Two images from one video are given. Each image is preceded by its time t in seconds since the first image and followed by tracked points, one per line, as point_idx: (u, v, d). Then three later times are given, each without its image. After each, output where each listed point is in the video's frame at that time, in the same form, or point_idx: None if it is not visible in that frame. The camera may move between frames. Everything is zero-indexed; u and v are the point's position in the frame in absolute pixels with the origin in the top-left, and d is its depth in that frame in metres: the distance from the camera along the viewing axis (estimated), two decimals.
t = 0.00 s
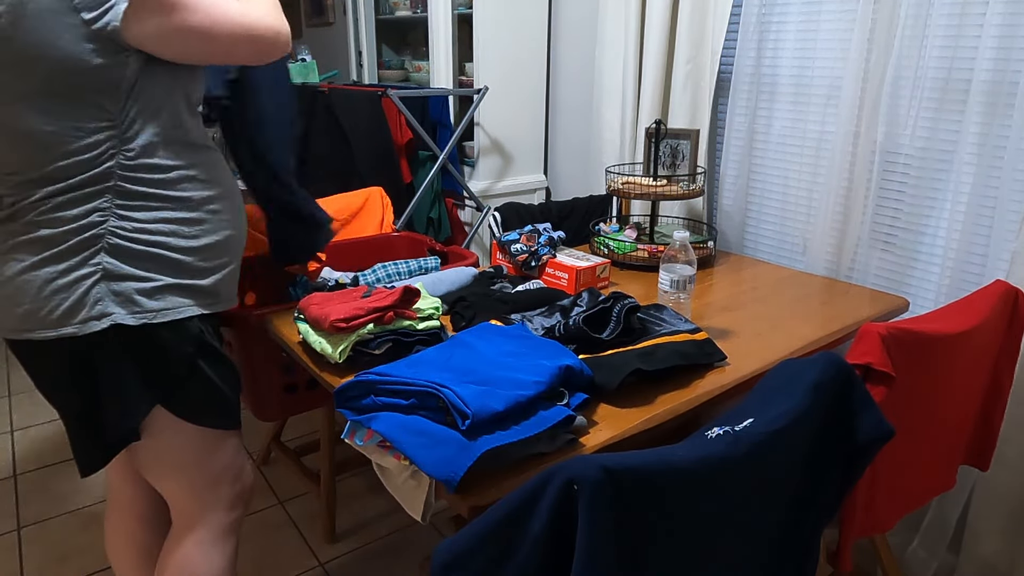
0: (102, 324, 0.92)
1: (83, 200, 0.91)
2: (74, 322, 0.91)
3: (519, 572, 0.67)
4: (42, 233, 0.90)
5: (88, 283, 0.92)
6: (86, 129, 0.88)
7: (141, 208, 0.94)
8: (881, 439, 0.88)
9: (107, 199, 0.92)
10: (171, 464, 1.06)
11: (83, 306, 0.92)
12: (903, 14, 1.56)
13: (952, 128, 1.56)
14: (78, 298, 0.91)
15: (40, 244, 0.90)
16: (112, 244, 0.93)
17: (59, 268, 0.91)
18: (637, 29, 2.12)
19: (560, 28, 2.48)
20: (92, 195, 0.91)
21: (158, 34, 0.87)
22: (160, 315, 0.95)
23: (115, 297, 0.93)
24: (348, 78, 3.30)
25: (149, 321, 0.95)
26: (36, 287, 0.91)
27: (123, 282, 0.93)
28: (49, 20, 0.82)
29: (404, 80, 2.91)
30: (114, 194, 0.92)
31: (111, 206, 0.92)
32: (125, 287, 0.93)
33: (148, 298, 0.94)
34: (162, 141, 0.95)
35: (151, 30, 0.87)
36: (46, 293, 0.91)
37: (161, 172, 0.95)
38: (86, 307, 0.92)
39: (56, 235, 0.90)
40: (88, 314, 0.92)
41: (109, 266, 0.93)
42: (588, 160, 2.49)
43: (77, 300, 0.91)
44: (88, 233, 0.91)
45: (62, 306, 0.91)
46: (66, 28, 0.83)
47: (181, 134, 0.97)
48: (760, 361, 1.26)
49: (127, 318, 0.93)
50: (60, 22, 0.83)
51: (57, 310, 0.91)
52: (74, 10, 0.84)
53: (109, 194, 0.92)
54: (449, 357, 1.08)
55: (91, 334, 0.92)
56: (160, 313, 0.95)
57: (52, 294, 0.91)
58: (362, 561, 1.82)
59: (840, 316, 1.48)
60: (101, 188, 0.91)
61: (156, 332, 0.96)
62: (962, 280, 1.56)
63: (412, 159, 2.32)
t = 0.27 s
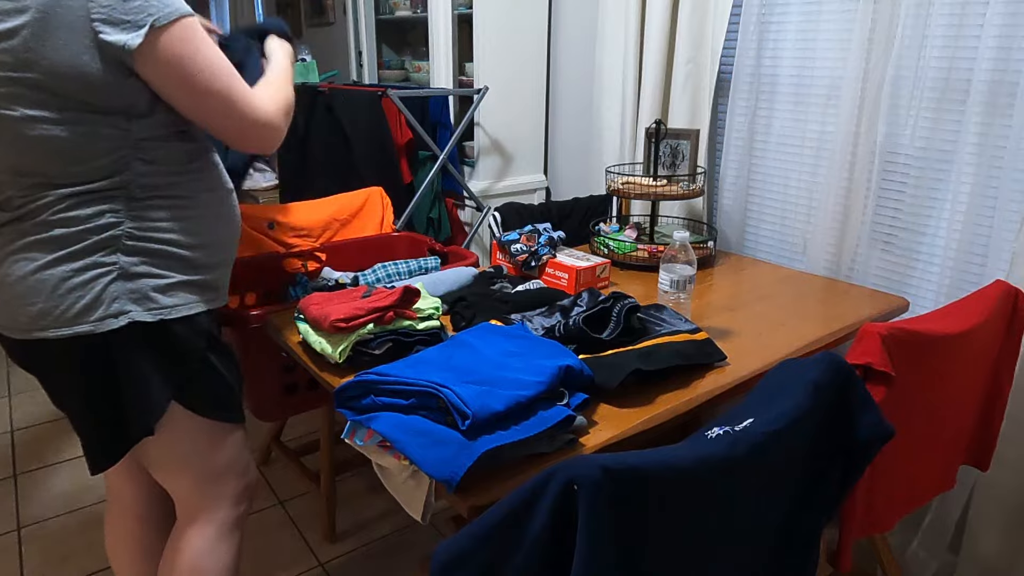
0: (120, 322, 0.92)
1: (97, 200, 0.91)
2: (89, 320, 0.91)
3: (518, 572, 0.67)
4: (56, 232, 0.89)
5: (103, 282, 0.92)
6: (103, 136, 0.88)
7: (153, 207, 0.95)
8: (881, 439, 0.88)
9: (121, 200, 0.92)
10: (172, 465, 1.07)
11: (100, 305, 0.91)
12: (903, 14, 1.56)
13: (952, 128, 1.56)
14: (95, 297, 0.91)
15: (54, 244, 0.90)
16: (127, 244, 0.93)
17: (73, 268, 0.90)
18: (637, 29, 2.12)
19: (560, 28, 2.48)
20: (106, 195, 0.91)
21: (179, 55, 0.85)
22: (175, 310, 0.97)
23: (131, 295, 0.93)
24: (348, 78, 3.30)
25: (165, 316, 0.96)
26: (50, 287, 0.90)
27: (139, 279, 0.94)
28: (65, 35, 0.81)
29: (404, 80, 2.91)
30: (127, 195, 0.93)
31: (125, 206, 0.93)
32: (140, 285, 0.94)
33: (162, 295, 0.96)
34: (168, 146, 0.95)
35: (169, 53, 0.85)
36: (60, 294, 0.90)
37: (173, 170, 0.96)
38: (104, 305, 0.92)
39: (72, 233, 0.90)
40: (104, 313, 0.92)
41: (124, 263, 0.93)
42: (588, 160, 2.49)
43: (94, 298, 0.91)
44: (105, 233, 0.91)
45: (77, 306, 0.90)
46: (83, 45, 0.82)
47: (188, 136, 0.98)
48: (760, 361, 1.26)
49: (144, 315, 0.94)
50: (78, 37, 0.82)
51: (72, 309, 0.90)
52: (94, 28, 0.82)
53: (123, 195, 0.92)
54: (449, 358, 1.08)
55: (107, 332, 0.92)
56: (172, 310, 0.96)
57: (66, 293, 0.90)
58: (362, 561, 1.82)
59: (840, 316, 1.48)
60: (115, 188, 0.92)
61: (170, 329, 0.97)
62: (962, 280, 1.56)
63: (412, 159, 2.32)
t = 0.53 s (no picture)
0: (117, 325, 0.93)
1: (96, 203, 0.91)
2: (89, 324, 0.91)
3: (518, 572, 0.67)
4: (54, 235, 0.90)
5: (102, 285, 0.92)
6: (102, 135, 0.88)
7: (153, 209, 0.94)
8: (881, 439, 0.88)
9: (120, 203, 0.92)
10: (172, 467, 1.07)
11: (99, 308, 0.92)
12: (903, 13, 1.56)
13: (951, 128, 1.56)
14: (93, 300, 0.91)
15: (54, 247, 0.90)
16: (126, 247, 0.93)
17: (72, 271, 0.90)
18: (637, 29, 2.13)
19: (560, 28, 2.48)
20: (104, 199, 0.91)
21: (169, 45, 0.85)
22: (174, 313, 0.96)
23: (130, 298, 0.93)
24: (348, 78, 3.30)
25: (164, 319, 0.95)
26: (49, 290, 0.90)
27: (138, 282, 0.94)
28: (59, 30, 0.81)
29: (404, 80, 2.91)
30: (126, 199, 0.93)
31: (124, 209, 0.93)
32: (140, 288, 0.94)
33: (161, 298, 0.95)
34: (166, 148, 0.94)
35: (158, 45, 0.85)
36: (60, 296, 0.90)
37: (172, 173, 0.96)
38: (103, 308, 0.92)
39: (70, 237, 0.90)
40: (104, 316, 0.92)
41: (122, 266, 0.93)
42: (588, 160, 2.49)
43: (92, 301, 0.91)
44: (103, 236, 0.91)
45: (76, 309, 0.91)
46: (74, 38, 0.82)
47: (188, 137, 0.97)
48: (760, 361, 1.26)
49: (143, 318, 0.94)
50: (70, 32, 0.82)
51: (70, 312, 0.91)
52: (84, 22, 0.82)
53: (121, 199, 0.92)
54: (449, 358, 1.08)
55: (107, 335, 0.93)
56: (172, 313, 0.96)
57: (65, 296, 0.90)
58: (362, 561, 1.82)
59: (840, 317, 1.48)
60: (114, 191, 0.92)
61: (169, 332, 0.96)
62: (962, 280, 1.56)
63: (412, 159, 2.32)
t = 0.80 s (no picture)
0: (137, 321, 0.93)
1: (113, 200, 0.91)
2: (107, 320, 0.91)
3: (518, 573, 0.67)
4: (71, 232, 0.89)
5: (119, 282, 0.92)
6: (114, 131, 0.89)
7: (167, 208, 0.96)
8: (881, 439, 0.88)
9: (137, 201, 0.93)
10: (175, 467, 1.07)
11: (117, 305, 0.92)
12: (903, 13, 1.56)
13: (952, 128, 1.56)
14: (112, 297, 0.91)
15: (70, 244, 0.89)
16: (143, 245, 0.94)
17: (89, 269, 0.90)
18: (637, 29, 2.13)
19: (560, 28, 2.48)
20: (122, 197, 0.91)
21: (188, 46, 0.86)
22: (188, 310, 0.98)
23: (147, 295, 0.94)
24: (348, 78, 3.30)
25: (179, 316, 0.97)
26: (64, 288, 0.90)
27: (154, 279, 0.95)
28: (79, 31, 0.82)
29: (404, 80, 2.91)
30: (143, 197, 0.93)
31: (141, 207, 0.93)
32: (156, 285, 0.95)
33: (177, 294, 0.96)
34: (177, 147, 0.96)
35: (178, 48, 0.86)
36: (77, 294, 0.90)
37: (184, 172, 0.97)
38: (121, 305, 0.92)
39: (90, 233, 0.90)
40: (122, 313, 0.92)
41: (140, 263, 0.93)
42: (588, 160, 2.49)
43: (110, 299, 0.91)
44: (121, 234, 0.92)
45: (94, 307, 0.90)
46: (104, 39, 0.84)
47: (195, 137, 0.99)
48: (760, 361, 1.26)
49: (160, 314, 0.95)
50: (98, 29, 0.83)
51: (89, 309, 0.90)
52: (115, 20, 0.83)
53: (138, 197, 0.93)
54: (449, 358, 1.08)
55: (125, 332, 0.93)
56: (187, 309, 0.97)
57: (82, 293, 0.90)
58: (361, 561, 1.82)
59: (840, 316, 1.48)
60: (131, 189, 0.92)
61: (184, 328, 0.98)
62: (962, 280, 1.56)
63: (412, 159, 2.32)
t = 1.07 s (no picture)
0: (134, 321, 0.94)
1: (110, 199, 0.92)
2: (104, 321, 0.92)
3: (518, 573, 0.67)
4: (66, 232, 0.90)
5: (116, 282, 0.93)
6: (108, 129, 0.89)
7: (163, 207, 0.97)
8: (881, 439, 0.88)
9: (133, 199, 0.94)
10: (170, 470, 1.07)
11: (113, 306, 0.92)
12: (903, 13, 1.56)
13: (952, 128, 1.56)
14: (108, 296, 0.92)
15: (66, 245, 0.90)
16: (140, 243, 0.95)
17: (86, 268, 0.91)
18: (637, 29, 2.13)
19: (560, 28, 2.48)
20: (118, 194, 0.93)
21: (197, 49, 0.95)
22: (185, 310, 0.99)
23: (143, 295, 0.95)
24: (348, 78, 3.30)
25: (178, 315, 0.98)
26: (59, 290, 0.90)
27: (151, 278, 0.96)
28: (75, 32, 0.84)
29: (404, 80, 2.91)
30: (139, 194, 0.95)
31: (136, 205, 0.95)
32: (153, 284, 0.95)
33: (173, 293, 0.97)
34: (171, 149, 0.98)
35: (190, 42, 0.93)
36: (72, 295, 0.90)
37: (177, 172, 0.99)
38: (118, 305, 0.93)
39: (86, 233, 0.90)
40: (118, 313, 0.93)
41: (136, 262, 0.94)
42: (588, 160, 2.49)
43: (107, 299, 0.92)
44: (116, 233, 0.93)
45: (90, 307, 0.91)
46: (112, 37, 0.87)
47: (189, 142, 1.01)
48: (760, 361, 1.26)
49: (157, 314, 0.96)
50: (109, 30, 0.87)
51: (84, 310, 0.91)
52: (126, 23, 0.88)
53: (134, 194, 0.94)
54: (449, 358, 1.08)
55: (123, 332, 0.94)
56: (183, 309, 0.98)
57: (78, 294, 0.90)
58: (361, 561, 1.82)
59: (840, 316, 1.48)
60: (127, 187, 0.93)
61: (181, 329, 0.99)
62: (963, 280, 1.56)
63: (412, 159, 2.32)
